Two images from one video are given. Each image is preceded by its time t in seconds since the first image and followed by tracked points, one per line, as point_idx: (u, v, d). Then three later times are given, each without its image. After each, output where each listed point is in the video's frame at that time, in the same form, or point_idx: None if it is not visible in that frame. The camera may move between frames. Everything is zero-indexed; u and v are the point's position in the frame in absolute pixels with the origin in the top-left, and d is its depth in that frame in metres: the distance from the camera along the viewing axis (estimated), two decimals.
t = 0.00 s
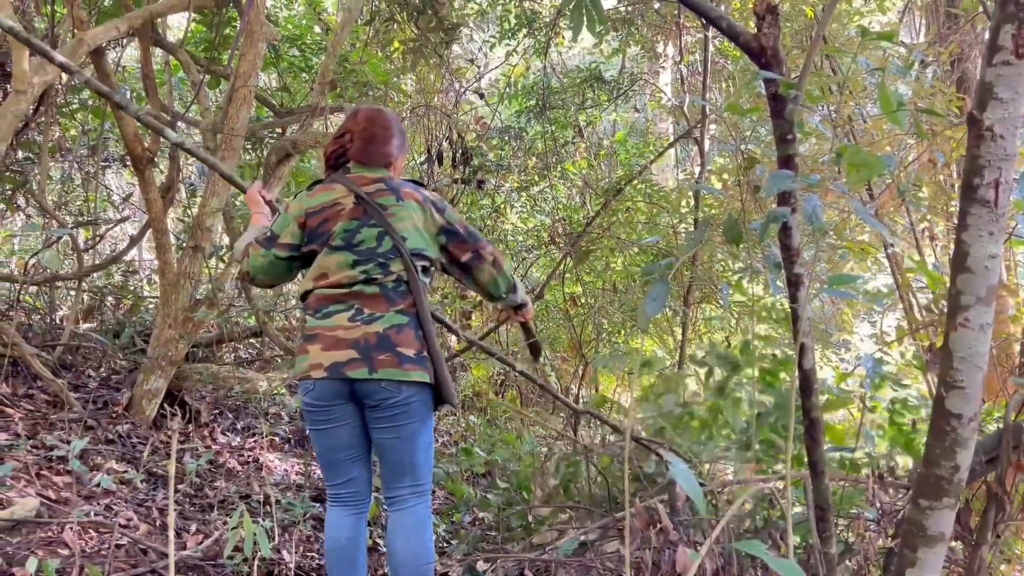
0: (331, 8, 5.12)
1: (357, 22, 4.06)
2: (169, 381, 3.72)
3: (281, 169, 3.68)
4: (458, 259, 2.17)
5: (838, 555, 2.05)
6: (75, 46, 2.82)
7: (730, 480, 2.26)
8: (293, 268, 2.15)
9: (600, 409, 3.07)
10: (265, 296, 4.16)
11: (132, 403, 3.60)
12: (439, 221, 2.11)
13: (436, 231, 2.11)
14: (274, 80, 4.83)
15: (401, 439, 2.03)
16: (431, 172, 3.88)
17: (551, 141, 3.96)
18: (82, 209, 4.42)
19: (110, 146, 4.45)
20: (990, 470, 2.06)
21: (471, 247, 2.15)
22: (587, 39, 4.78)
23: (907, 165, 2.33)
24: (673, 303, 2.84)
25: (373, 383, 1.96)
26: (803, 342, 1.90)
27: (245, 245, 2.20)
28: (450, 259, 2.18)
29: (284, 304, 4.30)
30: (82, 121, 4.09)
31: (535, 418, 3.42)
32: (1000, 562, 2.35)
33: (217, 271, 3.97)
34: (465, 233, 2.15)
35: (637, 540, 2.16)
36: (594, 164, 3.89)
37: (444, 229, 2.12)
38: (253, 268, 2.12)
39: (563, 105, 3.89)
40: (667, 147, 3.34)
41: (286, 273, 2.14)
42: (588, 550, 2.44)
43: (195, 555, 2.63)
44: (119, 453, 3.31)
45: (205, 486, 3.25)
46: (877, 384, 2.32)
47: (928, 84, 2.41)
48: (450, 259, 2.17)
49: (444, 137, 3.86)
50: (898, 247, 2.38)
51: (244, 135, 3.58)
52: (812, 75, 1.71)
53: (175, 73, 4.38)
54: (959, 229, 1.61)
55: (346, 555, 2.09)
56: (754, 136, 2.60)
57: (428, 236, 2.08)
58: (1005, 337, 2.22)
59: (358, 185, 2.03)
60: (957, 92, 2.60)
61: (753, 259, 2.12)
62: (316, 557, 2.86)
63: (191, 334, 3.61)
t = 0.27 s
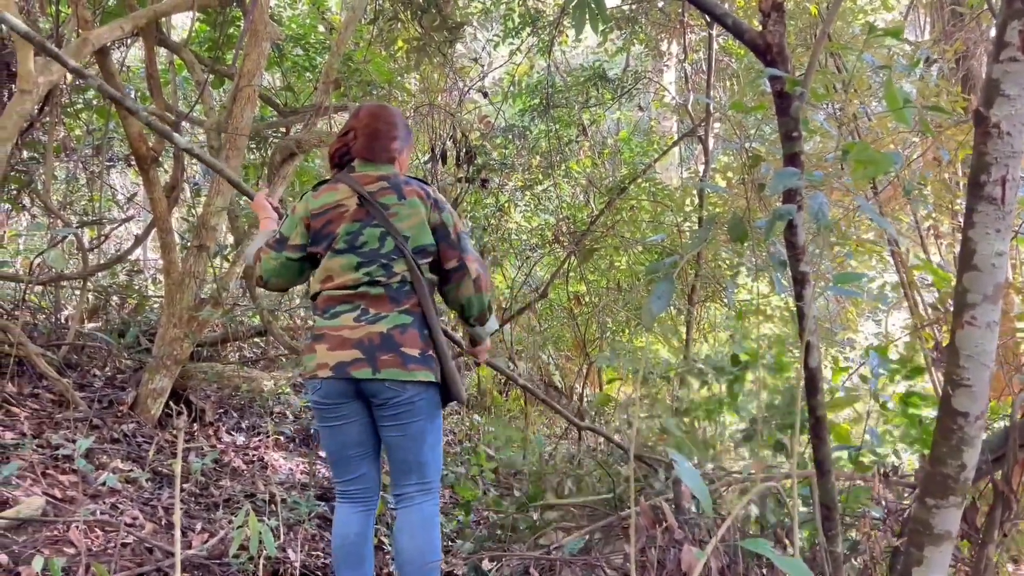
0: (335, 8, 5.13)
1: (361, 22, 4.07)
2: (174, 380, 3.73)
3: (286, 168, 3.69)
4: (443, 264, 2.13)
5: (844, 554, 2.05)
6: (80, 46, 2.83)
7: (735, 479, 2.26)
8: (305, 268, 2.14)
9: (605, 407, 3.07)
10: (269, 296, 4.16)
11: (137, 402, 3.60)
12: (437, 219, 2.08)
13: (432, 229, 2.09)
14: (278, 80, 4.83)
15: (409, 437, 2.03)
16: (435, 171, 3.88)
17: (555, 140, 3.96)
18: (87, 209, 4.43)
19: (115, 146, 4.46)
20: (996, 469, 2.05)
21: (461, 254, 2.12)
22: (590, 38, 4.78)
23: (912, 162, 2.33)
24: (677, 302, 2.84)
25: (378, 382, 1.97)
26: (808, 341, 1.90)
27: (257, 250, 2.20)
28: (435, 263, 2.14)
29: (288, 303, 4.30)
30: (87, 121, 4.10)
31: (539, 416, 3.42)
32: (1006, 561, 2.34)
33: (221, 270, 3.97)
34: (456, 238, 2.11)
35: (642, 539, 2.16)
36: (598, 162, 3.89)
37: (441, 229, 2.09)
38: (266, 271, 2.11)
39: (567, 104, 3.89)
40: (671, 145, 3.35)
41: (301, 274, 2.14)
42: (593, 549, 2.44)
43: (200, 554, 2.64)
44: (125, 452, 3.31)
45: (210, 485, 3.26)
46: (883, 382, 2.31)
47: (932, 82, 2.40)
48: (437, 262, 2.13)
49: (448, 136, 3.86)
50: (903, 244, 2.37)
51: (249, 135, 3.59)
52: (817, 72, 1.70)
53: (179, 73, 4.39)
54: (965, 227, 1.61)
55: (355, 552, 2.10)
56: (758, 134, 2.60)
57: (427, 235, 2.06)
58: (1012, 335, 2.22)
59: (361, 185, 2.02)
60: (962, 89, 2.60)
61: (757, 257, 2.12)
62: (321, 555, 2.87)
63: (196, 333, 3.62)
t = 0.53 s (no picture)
0: (339, 8, 5.14)
1: (364, 21, 4.08)
2: (178, 380, 3.74)
3: (290, 167, 3.70)
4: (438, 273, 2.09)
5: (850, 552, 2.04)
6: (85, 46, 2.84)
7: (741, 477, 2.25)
8: (315, 266, 2.13)
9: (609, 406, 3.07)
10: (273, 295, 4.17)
11: (142, 401, 3.61)
12: (445, 228, 2.06)
13: (438, 236, 2.06)
14: (282, 79, 4.84)
15: (412, 436, 2.03)
16: (439, 170, 3.89)
17: (558, 139, 3.96)
18: (92, 209, 4.43)
19: (119, 145, 4.47)
20: (1003, 467, 2.05)
21: (459, 267, 2.10)
22: (594, 37, 4.79)
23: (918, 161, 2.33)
24: (682, 301, 2.84)
25: (380, 383, 1.97)
26: (815, 339, 1.89)
27: (268, 247, 2.18)
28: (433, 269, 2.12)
29: (292, 302, 4.30)
30: (92, 120, 4.10)
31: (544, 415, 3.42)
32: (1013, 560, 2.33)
33: (226, 269, 3.97)
34: (458, 248, 2.10)
35: (648, 537, 2.16)
36: (602, 161, 3.90)
37: (445, 236, 2.07)
38: (277, 267, 2.10)
39: (571, 102, 3.93)
40: (675, 144, 3.35)
41: (311, 271, 2.13)
42: (598, 547, 2.44)
43: (205, 553, 2.64)
44: (129, 451, 3.32)
45: (215, 484, 3.26)
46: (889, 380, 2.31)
47: (937, 80, 2.40)
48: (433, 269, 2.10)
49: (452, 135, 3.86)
50: (908, 243, 2.37)
51: (253, 134, 3.59)
52: (823, 69, 1.69)
53: (183, 72, 4.40)
54: (972, 224, 1.60)
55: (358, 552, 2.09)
56: (763, 132, 2.60)
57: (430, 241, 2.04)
58: (1018, 333, 2.21)
59: (371, 184, 2.01)
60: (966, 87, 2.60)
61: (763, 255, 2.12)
62: (325, 554, 2.87)
63: (200, 332, 3.62)
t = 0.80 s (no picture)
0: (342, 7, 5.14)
1: (367, 20, 4.08)
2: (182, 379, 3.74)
3: (294, 166, 3.72)
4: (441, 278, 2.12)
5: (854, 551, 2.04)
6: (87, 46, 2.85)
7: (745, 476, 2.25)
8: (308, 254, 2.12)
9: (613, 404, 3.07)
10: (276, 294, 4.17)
11: (146, 400, 3.62)
12: (453, 236, 2.09)
13: (447, 242, 2.09)
14: (285, 79, 4.84)
15: (417, 436, 2.04)
16: (442, 169, 3.89)
17: (561, 138, 3.96)
18: (95, 208, 4.44)
19: (123, 145, 4.47)
20: (1007, 466, 2.04)
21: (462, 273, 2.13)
22: (597, 35, 4.78)
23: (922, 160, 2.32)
24: (686, 300, 2.84)
25: (389, 382, 1.98)
26: (819, 337, 1.89)
27: (263, 226, 2.17)
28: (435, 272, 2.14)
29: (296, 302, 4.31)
30: (95, 120, 4.11)
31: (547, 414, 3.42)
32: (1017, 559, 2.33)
33: (229, 268, 3.98)
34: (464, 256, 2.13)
35: (651, 536, 2.16)
36: (605, 160, 3.90)
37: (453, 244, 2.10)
38: (268, 249, 2.09)
39: (573, 101, 3.90)
40: (678, 142, 3.35)
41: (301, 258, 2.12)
42: (602, 546, 2.44)
43: (210, 552, 2.64)
44: (134, 450, 3.32)
45: (219, 483, 3.26)
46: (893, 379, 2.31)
47: (942, 78, 2.40)
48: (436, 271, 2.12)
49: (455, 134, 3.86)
50: (912, 241, 2.36)
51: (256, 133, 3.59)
52: (827, 67, 1.68)
53: (186, 71, 4.41)
54: (976, 223, 1.60)
55: (362, 551, 2.09)
56: (767, 130, 2.59)
57: (439, 246, 2.06)
58: (1022, 332, 2.20)
59: (383, 184, 2.00)
60: (971, 85, 2.60)
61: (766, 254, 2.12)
62: (329, 553, 2.87)
63: (204, 331, 3.63)
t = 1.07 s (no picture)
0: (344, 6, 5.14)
1: (370, 20, 4.09)
2: (185, 378, 3.75)
3: (297, 165, 3.76)
4: (449, 271, 2.14)
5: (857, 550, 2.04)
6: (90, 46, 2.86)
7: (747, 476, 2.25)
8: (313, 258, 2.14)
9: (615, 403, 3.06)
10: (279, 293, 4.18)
11: (149, 400, 3.62)
12: (456, 229, 2.10)
13: (450, 236, 2.10)
14: (287, 78, 4.85)
15: (423, 435, 2.04)
16: (444, 168, 3.89)
17: (564, 137, 3.96)
18: (98, 208, 4.45)
19: (125, 145, 4.48)
20: (1010, 465, 2.04)
21: (467, 264, 2.16)
22: (599, 34, 4.78)
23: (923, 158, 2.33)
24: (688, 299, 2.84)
25: (395, 380, 1.98)
26: (822, 336, 1.89)
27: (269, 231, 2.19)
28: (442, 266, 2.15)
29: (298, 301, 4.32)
30: (98, 119, 4.12)
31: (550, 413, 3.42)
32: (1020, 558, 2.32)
33: (232, 267, 3.98)
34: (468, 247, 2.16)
35: (653, 535, 2.15)
36: (607, 159, 3.90)
37: (457, 236, 2.12)
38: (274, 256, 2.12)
39: (576, 100, 3.90)
40: (681, 141, 3.34)
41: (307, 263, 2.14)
42: (605, 546, 2.44)
43: (212, 551, 2.64)
44: (137, 450, 3.33)
45: (221, 482, 3.27)
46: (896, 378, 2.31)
47: (945, 77, 2.40)
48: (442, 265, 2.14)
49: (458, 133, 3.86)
50: (914, 240, 2.36)
51: (258, 133, 3.60)
52: (829, 66, 1.67)
53: (189, 71, 4.41)
54: (979, 221, 1.60)
55: (367, 548, 2.10)
56: (769, 130, 2.59)
57: (444, 241, 2.07)
58: None
59: (382, 183, 2.01)
60: (973, 84, 2.60)
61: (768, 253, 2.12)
62: (332, 552, 2.87)
63: (207, 331, 3.64)
